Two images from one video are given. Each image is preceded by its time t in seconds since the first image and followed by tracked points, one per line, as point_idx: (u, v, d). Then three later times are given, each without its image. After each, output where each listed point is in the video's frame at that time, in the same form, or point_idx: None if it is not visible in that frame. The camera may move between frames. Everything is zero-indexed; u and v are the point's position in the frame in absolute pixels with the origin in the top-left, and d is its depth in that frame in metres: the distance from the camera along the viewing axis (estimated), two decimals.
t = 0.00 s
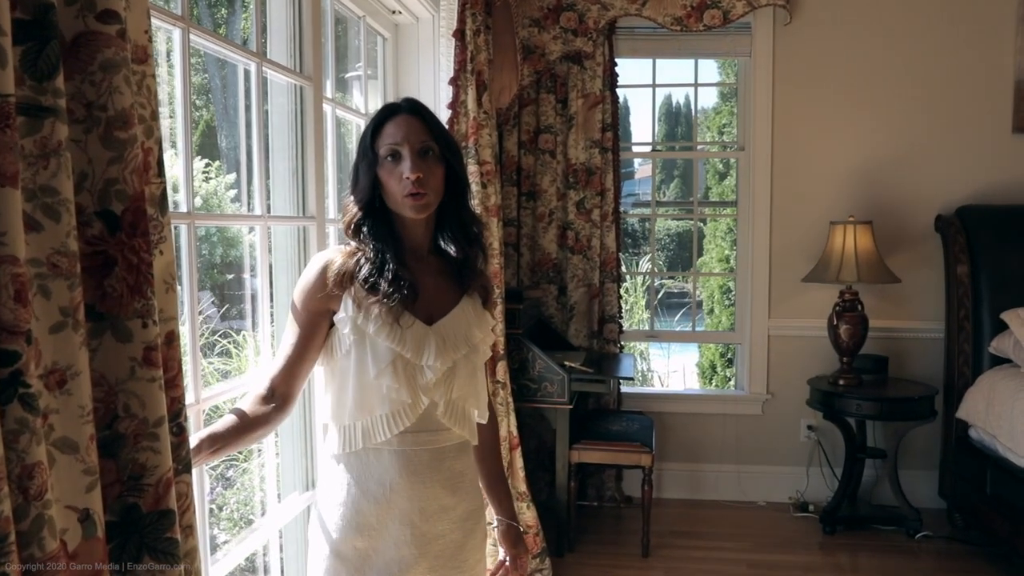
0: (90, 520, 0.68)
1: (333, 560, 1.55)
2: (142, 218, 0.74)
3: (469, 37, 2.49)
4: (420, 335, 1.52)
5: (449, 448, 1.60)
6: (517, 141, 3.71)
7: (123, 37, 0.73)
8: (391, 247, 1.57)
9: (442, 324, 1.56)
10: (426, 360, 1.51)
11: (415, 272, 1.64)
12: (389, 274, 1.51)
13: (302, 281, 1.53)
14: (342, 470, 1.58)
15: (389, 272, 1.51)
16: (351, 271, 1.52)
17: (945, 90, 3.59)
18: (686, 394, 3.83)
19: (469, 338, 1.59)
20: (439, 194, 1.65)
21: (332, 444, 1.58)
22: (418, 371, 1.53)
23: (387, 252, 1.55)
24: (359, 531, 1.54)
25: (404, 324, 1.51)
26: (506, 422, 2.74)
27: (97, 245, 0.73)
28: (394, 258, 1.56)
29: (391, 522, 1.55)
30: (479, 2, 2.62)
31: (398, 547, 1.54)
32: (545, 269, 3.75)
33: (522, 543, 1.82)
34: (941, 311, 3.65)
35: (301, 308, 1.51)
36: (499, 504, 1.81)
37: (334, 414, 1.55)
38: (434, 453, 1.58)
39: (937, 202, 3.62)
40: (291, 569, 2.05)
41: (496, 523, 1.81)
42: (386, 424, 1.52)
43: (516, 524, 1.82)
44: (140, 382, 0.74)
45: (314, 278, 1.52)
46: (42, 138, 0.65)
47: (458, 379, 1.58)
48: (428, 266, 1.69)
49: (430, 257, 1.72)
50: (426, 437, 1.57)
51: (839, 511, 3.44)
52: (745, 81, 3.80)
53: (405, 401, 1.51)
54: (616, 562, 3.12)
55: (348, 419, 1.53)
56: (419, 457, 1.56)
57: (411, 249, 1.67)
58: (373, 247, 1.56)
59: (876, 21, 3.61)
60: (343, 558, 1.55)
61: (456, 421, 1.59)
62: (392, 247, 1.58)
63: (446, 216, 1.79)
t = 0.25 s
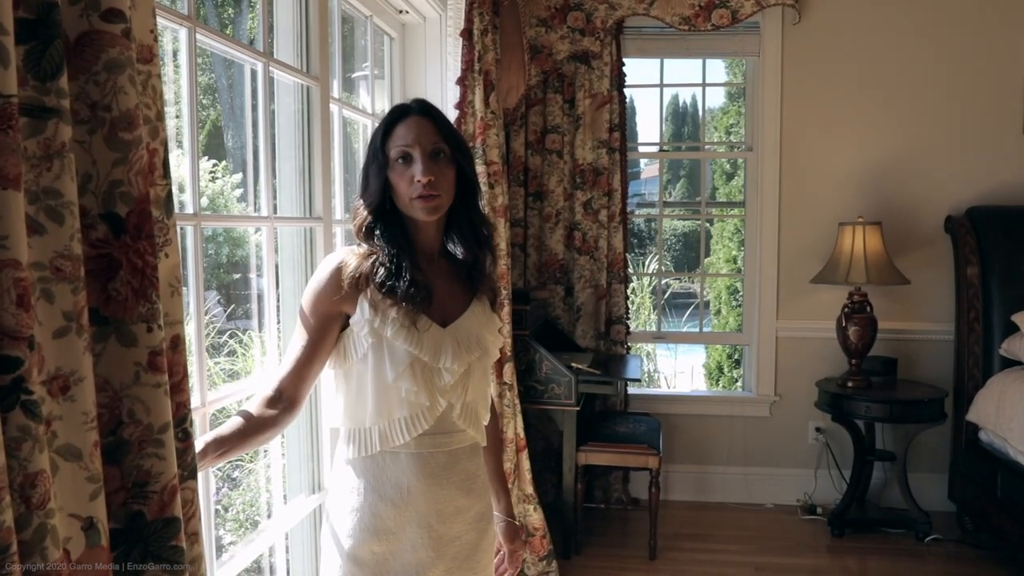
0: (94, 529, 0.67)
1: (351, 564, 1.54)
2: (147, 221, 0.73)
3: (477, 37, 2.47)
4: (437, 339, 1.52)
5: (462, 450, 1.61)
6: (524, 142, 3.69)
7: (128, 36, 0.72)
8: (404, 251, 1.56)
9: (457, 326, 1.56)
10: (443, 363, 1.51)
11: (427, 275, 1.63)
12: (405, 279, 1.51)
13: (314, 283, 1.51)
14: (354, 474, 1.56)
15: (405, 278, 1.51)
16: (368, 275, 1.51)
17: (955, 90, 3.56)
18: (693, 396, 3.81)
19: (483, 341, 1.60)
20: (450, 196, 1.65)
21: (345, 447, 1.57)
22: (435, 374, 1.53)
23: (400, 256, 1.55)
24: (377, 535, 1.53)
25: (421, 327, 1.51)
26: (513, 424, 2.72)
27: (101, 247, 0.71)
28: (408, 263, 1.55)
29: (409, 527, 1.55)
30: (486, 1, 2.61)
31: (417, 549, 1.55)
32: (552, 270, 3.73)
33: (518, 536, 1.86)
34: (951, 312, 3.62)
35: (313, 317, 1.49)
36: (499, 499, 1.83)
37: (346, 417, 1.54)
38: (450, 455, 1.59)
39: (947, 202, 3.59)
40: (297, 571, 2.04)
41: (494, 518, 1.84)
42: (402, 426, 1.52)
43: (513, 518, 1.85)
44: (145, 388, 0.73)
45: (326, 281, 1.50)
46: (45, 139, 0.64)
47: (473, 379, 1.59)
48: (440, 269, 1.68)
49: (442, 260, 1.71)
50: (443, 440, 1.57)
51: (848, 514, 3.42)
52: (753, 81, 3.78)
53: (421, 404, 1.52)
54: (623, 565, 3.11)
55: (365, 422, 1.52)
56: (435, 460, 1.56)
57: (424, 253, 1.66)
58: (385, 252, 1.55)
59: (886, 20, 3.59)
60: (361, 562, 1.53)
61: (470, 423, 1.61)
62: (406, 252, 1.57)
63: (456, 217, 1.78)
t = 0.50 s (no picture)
0: (100, 538, 0.67)
1: (359, 565, 1.53)
2: (154, 226, 0.72)
3: (482, 38, 2.46)
4: (447, 346, 1.51)
5: (471, 453, 1.60)
6: (529, 143, 3.69)
7: (135, 40, 0.71)
8: (415, 255, 1.56)
9: (467, 331, 1.56)
10: (453, 369, 1.51)
11: (438, 275, 1.63)
12: (416, 284, 1.51)
13: (323, 288, 1.49)
14: (362, 477, 1.55)
15: (416, 284, 1.51)
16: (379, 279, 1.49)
17: (962, 91, 3.55)
18: (698, 398, 3.80)
19: (492, 346, 1.59)
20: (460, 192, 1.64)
21: (353, 450, 1.57)
22: (445, 380, 1.52)
23: (410, 259, 1.54)
24: (385, 537, 1.53)
25: (431, 333, 1.50)
26: (518, 426, 2.71)
27: (108, 253, 0.71)
28: (419, 265, 1.55)
29: (416, 530, 1.54)
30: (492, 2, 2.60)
31: (424, 552, 1.54)
32: (557, 272, 3.72)
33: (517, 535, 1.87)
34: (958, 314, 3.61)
35: (321, 322, 1.47)
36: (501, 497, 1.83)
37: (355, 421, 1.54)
38: (459, 459, 1.58)
39: (954, 204, 3.58)
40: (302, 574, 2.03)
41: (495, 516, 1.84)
42: (411, 431, 1.51)
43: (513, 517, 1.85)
44: (152, 395, 0.72)
45: (334, 286, 1.48)
46: (51, 144, 0.63)
47: (482, 385, 1.59)
48: (451, 271, 1.67)
49: (452, 261, 1.70)
50: (452, 445, 1.57)
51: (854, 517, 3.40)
52: (759, 82, 3.77)
53: (431, 410, 1.51)
54: (629, 568, 3.10)
55: (374, 426, 1.52)
56: (444, 464, 1.56)
57: (434, 254, 1.65)
58: (396, 252, 1.54)
59: (893, 21, 3.57)
60: (369, 564, 1.53)
61: (479, 427, 1.60)
62: (416, 254, 1.56)
63: (464, 216, 1.77)
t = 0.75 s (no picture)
0: (97, 542, 0.65)
1: (363, 564, 1.54)
2: (153, 225, 0.71)
3: (485, 37, 2.45)
4: (448, 345, 1.49)
5: (475, 453, 1.59)
6: (532, 143, 3.68)
7: (133, 36, 0.70)
8: (415, 255, 1.55)
9: (469, 329, 1.54)
10: (455, 368, 1.49)
11: (438, 274, 1.62)
12: (415, 283, 1.50)
13: (325, 289, 1.49)
14: (368, 476, 1.56)
15: (415, 283, 1.50)
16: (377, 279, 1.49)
17: (967, 89, 3.53)
18: (701, 398, 3.78)
19: (496, 344, 1.57)
20: (459, 193, 1.63)
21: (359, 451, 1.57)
22: (446, 379, 1.51)
23: (410, 259, 1.53)
24: (387, 535, 1.52)
25: (432, 332, 1.49)
26: (521, 427, 2.70)
27: (105, 253, 0.70)
28: (419, 265, 1.54)
29: (420, 529, 1.53)
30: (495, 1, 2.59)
31: (427, 551, 1.53)
32: (560, 272, 3.71)
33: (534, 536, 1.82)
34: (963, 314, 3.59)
35: (324, 321, 1.46)
36: (512, 496, 1.80)
37: (359, 421, 1.54)
38: (462, 457, 1.57)
39: (958, 203, 3.56)
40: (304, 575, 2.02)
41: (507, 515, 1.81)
42: (414, 431, 1.50)
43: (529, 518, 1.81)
44: (150, 397, 0.71)
45: (337, 287, 1.49)
46: (48, 142, 0.62)
47: (486, 385, 1.57)
48: (452, 270, 1.66)
49: (454, 260, 1.69)
50: (456, 443, 1.56)
51: (858, 517, 3.39)
52: (762, 81, 3.75)
53: (434, 409, 1.50)
54: (632, 568, 3.08)
55: (377, 426, 1.51)
56: (448, 463, 1.55)
57: (433, 250, 1.64)
58: (394, 255, 1.54)
59: (897, 20, 3.56)
60: (371, 562, 1.53)
61: (484, 425, 1.58)
62: (416, 254, 1.56)
63: (467, 213, 1.76)
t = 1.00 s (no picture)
0: (78, 552, 0.64)
1: (363, 568, 1.52)
2: (137, 227, 0.69)
3: (484, 37, 2.43)
4: (441, 344, 1.48)
5: (476, 456, 1.57)
6: (532, 143, 3.66)
7: (118, 32, 0.68)
8: (408, 256, 1.53)
9: (463, 330, 1.52)
10: (449, 369, 1.47)
11: (432, 277, 1.60)
12: (407, 285, 1.48)
13: (320, 291, 1.48)
14: (369, 479, 1.54)
15: (406, 286, 1.48)
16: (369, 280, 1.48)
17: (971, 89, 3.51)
18: (703, 399, 3.76)
19: (492, 344, 1.55)
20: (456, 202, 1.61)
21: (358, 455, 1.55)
22: (442, 381, 1.49)
23: (404, 261, 1.52)
24: (387, 540, 1.50)
25: (424, 332, 1.47)
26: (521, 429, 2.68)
27: (89, 255, 0.68)
28: (411, 266, 1.53)
29: (420, 533, 1.51)
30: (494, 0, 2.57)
31: (427, 556, 1.51)
32: (560, 272, 3.69)
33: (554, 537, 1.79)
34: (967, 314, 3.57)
35: (319, 320, 1.46)
36: (529, 498, 1.77)
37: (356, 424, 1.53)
38: (462, 460, 1.55)
39: (962, 203, 3.54)
40: None
41: (526, 517, 1.78)
42: (411, 434, 1.48)
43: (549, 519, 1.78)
44: (134, 402, 0.69)
45: (332, 289, 1.47)
46: (28, 140, 0.60)
47: (482, 386, 1.54)
48: (446, 273, 1.64)
49: (448, 262, 1.67)
50: (454, 445, 1.54)
51: (861, 520, 3.36)
52: (764, 80, 3.73)
53: (430, 411, 1.48)
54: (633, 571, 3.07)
55: (375, 430, 1.50)
56: (447, 466, 1.53)
57: (426, 254, 1.62)
58: (386, 257, 1.52)
59: (900, 19, 3.54)
60: (371, 566, 1.51)
61: (482, 427, 1.55)
62: (409, 257, 1.54)
63: (462, 216, 1.74)
